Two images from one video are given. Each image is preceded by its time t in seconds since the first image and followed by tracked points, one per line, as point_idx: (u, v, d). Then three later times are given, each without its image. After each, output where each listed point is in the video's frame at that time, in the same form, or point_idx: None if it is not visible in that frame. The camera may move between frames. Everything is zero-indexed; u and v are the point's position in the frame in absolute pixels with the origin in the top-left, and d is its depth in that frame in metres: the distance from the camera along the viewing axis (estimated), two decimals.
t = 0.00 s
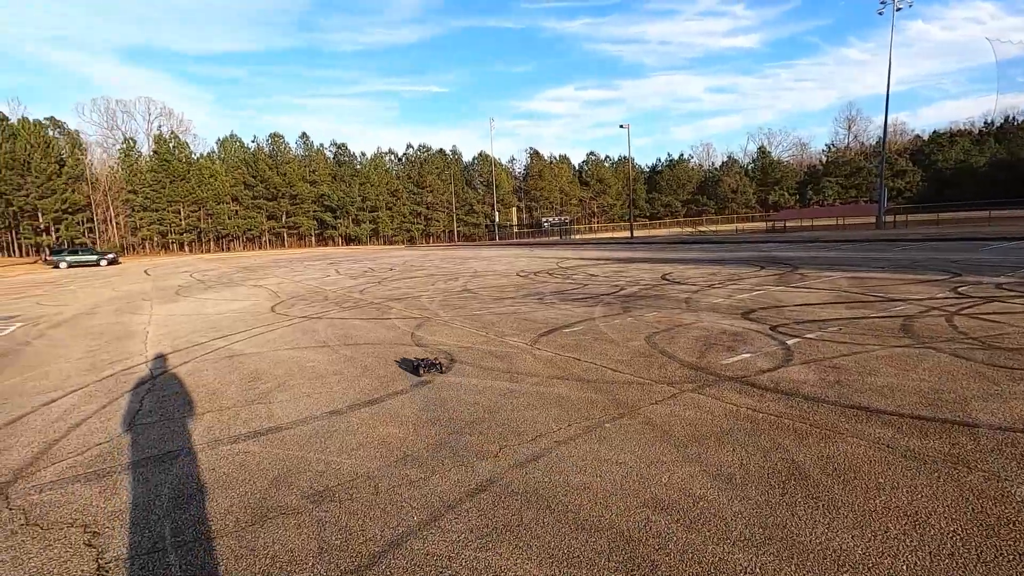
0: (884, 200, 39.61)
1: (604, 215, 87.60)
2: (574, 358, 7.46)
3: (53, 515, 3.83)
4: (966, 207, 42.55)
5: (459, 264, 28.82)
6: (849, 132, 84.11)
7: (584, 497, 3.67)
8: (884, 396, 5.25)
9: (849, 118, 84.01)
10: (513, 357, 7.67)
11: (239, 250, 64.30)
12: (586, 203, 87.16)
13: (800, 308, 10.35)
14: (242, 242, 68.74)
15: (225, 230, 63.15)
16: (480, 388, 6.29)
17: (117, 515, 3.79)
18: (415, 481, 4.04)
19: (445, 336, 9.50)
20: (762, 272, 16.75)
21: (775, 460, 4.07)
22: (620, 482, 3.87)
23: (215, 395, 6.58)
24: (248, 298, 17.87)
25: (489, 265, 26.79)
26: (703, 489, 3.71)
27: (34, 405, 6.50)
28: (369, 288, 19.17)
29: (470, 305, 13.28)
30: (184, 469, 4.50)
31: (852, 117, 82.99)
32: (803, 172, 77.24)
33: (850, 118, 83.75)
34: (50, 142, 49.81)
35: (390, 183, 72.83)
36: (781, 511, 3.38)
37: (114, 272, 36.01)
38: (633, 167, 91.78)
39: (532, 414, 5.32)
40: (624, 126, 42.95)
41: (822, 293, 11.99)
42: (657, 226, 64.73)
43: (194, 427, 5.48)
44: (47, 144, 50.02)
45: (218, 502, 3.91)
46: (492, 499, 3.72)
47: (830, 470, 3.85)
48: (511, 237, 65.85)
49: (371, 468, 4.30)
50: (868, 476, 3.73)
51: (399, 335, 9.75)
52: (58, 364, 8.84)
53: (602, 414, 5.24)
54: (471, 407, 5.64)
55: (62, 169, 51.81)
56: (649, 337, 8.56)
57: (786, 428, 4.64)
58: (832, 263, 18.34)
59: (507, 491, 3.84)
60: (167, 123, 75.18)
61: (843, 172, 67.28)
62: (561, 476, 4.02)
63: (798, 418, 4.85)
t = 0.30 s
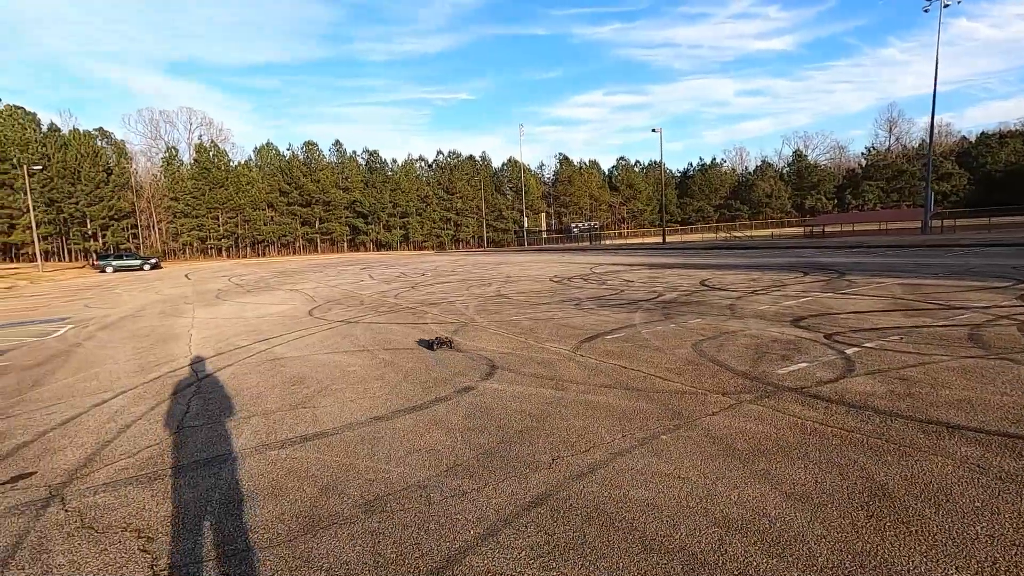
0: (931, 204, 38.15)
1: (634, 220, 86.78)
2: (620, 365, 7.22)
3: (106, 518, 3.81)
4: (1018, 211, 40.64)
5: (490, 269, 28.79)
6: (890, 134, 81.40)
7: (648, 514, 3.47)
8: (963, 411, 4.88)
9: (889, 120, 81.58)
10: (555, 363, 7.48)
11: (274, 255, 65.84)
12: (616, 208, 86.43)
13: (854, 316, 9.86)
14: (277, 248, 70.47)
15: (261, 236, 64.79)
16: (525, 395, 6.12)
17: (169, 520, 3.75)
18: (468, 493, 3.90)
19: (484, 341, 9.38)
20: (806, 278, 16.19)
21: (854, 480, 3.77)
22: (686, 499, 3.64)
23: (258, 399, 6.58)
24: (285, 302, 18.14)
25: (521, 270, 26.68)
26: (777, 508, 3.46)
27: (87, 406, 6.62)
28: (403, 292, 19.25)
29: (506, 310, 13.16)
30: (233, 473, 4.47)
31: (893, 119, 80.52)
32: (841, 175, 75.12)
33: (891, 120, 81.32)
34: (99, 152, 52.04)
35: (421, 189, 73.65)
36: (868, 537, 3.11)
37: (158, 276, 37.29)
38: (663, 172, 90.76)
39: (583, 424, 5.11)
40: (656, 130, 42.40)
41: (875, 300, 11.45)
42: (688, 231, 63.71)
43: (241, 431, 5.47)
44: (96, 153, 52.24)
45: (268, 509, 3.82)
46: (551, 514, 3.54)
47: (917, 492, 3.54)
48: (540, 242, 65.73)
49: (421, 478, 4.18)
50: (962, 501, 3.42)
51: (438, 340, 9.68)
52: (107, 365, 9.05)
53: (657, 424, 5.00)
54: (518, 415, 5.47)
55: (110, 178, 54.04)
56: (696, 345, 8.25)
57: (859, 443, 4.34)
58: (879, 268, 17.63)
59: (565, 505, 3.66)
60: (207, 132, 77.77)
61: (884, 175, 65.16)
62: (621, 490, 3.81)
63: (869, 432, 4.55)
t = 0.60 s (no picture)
0: (969, 208, 36.91)
1: (657, 226, 85.89)
2: (661, 376, 6.98)
3: (151, 532, 3.73)
4: None
5: (514, 275, 28.66)
6: (922, 136, 79.17)
7: (715, 542, 3.24)
8: None
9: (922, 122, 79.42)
10: (594, 374, 7.26)
11: (299, 262, 66.76)
12: (638, 214, 85.66)
13: (903, 325, 9.45)
14: (302, 254, 71.39)
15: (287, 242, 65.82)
16: (566, 407, 5.92)
17: (213, 535, 3.66)
18: (519, 512, 3.72)
19: (517, 350, 9.19)
20: (845, 285, 15.68)
21: (937, 506, 3.49)
22: (753, 524, 3.41)
23: (295, 408, 6.51)
24: (313, 308, 18.25)
25: (546, 276, 26.49)
26: (856, 537, 3.20)
27: (126, 413, 6.61)
28: (430, 299, 19.23)
29: (536, 317, 12.98)
30: (274, 486, 4.36)
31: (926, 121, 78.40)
32: (872, 179, 73.30)
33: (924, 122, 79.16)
34: (132, 161, 53.39)
35: (443, 196, 73.96)
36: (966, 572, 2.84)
37: (188, 282, 38.07)
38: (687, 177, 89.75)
39: (629, 439, 4.89)
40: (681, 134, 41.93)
41: (923, 308, 10.98)
42: (713, 236, 62.75)
43: (278, 441, 5.37)
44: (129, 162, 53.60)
45: (312, 527, 3.69)
46: (609, 538, 3.34)
47: (1010, 521, 3.26)
48: (562, 248, 65.43)
49: (468, 495, 4.01)
50: None
51: (470, 348, 9.52)
52: (143, 371, 9.10)
53: (710, 440, 4.75)
54: (560, 428, 5.27)
55: (143, 186, 55.41)
56: (738, 355, 7.96)
57: (936, 465, 4.04)
58: (921, 275, 17.00)
59: (624, 529, 3.45)
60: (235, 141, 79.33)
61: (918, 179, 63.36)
62: (681, 513, 3.59)
63: (942, 452, 4.25)
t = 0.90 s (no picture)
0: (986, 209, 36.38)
1: (666, 227, 85.42)
2: (687, 380, 6.77)
3: (169, 542, 3.58)
4: None
5: (525, 277, 28.49)
6: (935, 137, 78.19)
7: (766, 558, 3.04)
8: None
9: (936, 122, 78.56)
10: (616, 377, 7.06)
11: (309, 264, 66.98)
12: (648, 215, 85.24)
13: (933, 328, 9.17)
14: (312, 257, 71.64)
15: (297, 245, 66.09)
16: (591, 412, 5.73)
17: (233, 546, 3.50)
18: (552, 524, 3.53)
19: (535, 353, 8.99)
20: (865, 287, 15.38)
21: (1001, 520, 3.27)
22: (805, 539, 3.19)
23: (311, 412, 6.35)
24: (325, 310, 18.17)
25: (557, 278, 26.28)
26: (919, 554, 2.99)
27: (140, 416, 6.49)
28: (441, 300, 19.11)
29: (551, 320, 12.78)
30: (294, 493, 4.21)
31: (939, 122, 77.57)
32: (884, 180, 72.51)
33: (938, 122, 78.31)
34: (144, 164, 53.89)
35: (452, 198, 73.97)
36: None
37: (200, 283, 38.26)
38: (696, 179, 89.24)
39: (661, 446, 4.69)
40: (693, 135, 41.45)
41: (950, 310, 10.69)
42: (724, 238, 62.24)
43: (297, 446, 5.23)
44: (141, 165, 54.10)
45: (336, 538, 3.53)
46: (650, 554, 3.15)
47: None
48: (572, 250, 65.18)
49: (497, 505, 3.83)
50: None
51: (486, 351, 9.35)
52: (157, 373, 9.01)
53: (746, 448, 4.54)
54: (587, 435, 5.08)
55: (155, 189, 55.88)
56: (764, 358, 7.74)
57: (992, 476, 3.81)
58: (943, 276, 16.66)
59: (665, 543, 3.26)
60: (245, 144, 79.89)
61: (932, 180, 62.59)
62: (725, 526, 3.40)
63: (996, 462, 4.02)
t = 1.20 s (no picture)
0: (1002, 210, 35.82)
1: (674, 229, 84.98)
2: (708, 387, 6.55)
3: (175, 560, 3.43)
4: None
5: (534, 280, 28.31)
6: (947, 137, 77.40)
7: None
8: None
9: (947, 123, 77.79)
10: (635, 384, 6.85)
11: (316, 266, 67.14)
12: (655, 217, 84.90)
13: (960, 332, 8.89)
14: (320, 259, 71.80)
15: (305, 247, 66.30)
16: (611, 421, 5.52)
17: (242, 564, 3.35)
18: (579, 544, 3.34)
19: (549, 357, 8.80)
20: (883, 290, 15.07)
21: None
22: (851, 563, 2.99)
23: (321, 419, 6.18)
24: (334, 312, 18.08)
25: (566, 280, 26.09)
26: None
27: (148, 423, 6.35)
28: (451, 303, 18.97)
29: (563, 323, 12.58)
30: (304, 508, 4.04)
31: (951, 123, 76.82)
32: (895, 181, 71.78)
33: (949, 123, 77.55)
34: (154, 167, 54.28)
35: (459, 200, 73.98)
36: None
37: (210, 286, 38.40)
38: (704, 181, 88.75)
39: (687, 458, 4.50)
40: (701, 136, 41.17)
41: (974, 314, 10.41)
42: (733, 240, 61.77)
43: (308, 456, 5.06)
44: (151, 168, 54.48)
45: (351, 556, 3.35)
46: None
47: None
48: (579, 252, 64.96)
49: (519, 521, 3.65)
50: None
51: (499, 355, 9.17)
52: (166, 378, 8.90)
53: (777, 460, 4.34)
54: (609, 445, 4.88)
55: (164, 192, 56.24)
56: (788, 364, 7.49)
57: None
58: (962, 279, 16.32)
59: (700, 566, 3.06)
60: (254, 147, 80.30)
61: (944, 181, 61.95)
62: (763, 546, 3.20)
63: None
